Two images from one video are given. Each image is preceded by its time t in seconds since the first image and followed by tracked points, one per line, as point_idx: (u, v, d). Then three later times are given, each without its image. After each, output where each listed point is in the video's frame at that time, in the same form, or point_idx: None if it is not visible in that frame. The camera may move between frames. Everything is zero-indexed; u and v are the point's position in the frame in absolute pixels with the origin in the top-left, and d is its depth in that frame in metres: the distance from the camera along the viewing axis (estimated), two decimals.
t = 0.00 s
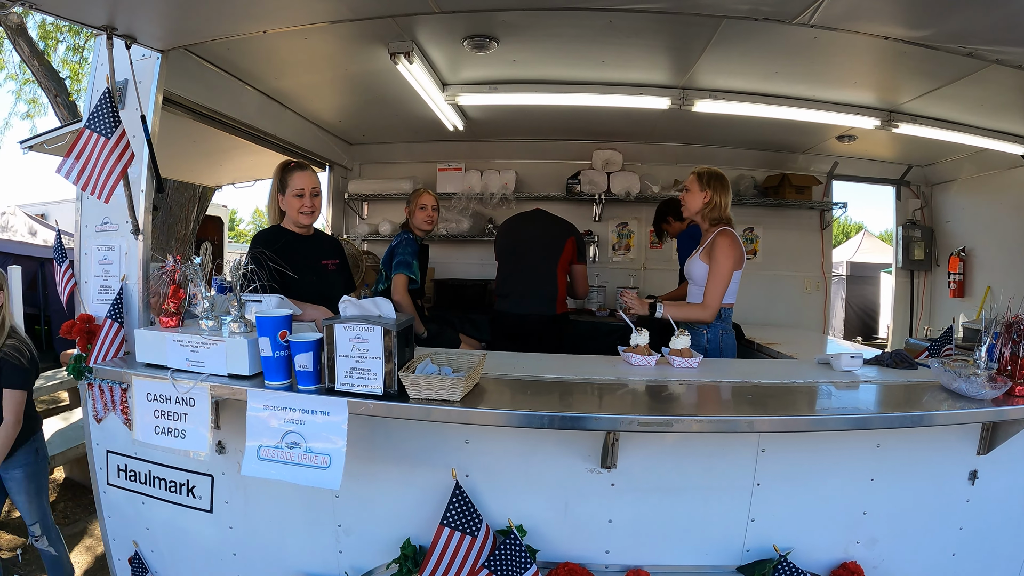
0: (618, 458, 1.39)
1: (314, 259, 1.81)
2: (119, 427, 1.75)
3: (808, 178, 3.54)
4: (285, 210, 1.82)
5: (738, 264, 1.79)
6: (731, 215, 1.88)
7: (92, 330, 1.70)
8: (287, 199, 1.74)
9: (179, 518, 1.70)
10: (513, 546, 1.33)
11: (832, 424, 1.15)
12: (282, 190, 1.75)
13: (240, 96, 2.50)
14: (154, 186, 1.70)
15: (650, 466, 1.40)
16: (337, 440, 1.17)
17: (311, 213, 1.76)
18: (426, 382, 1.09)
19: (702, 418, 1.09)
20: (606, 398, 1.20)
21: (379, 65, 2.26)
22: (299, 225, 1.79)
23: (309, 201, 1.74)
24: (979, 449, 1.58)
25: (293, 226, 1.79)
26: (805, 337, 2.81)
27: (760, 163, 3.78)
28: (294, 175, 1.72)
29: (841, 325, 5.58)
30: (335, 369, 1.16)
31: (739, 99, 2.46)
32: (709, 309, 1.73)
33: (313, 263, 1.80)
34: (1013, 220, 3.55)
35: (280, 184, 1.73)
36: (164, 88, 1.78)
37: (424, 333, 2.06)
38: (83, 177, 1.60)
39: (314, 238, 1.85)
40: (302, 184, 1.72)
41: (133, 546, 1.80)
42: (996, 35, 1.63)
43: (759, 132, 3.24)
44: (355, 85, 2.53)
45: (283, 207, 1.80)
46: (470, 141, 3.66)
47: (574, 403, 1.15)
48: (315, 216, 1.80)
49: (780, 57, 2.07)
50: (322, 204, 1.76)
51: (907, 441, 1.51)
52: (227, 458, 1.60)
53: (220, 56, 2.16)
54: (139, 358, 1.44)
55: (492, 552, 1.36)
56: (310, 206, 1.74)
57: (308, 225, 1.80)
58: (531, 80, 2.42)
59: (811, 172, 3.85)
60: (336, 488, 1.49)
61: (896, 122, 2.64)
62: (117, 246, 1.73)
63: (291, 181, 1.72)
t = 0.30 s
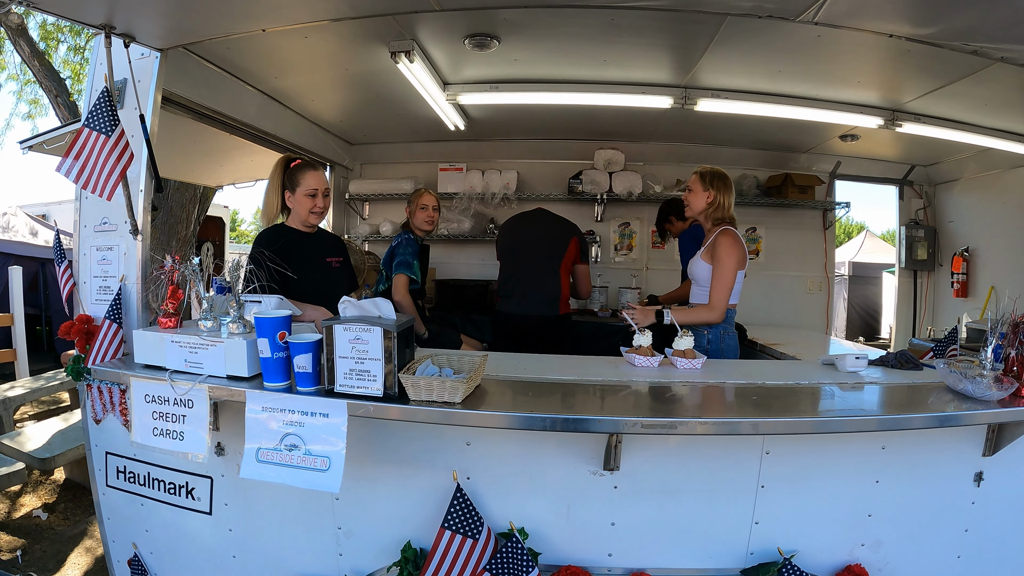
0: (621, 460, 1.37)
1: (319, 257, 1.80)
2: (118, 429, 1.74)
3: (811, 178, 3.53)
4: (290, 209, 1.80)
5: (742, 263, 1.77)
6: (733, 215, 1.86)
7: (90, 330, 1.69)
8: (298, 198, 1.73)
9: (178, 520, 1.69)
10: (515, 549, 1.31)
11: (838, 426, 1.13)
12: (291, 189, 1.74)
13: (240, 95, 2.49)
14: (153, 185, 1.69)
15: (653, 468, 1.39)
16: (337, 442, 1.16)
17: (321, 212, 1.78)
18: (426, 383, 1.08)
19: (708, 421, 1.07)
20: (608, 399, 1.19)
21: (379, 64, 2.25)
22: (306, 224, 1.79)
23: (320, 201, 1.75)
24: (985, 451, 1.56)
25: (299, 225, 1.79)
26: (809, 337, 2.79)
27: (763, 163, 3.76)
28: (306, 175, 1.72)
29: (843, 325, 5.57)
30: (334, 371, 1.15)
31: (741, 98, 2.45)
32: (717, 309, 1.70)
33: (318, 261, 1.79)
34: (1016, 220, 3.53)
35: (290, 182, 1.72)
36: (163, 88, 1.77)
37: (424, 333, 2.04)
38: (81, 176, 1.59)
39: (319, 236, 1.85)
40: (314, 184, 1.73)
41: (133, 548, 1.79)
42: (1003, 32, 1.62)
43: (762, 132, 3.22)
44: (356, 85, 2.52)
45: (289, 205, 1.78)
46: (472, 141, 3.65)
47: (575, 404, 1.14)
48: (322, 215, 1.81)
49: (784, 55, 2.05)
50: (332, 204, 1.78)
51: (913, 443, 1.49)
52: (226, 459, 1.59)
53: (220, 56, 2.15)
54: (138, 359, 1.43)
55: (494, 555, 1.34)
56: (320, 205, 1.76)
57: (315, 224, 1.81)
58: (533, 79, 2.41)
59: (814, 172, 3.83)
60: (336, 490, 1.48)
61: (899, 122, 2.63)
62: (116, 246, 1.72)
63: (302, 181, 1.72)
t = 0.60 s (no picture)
0: (622, 462, 1.36)
1: (329, 253, 1.82)
2: (115, 430, 1.72)
3: (812, 178, 3.51)
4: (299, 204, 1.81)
5: (744, 262, 1.76)
6: (733, 214, 1.85)
7: (87, 332, 1.68)
8: (303, 190, 1.73)
9: (176, 523, 1.67)
10: (514, 552, 1.28)
11: (842, 428, 1.12)
12: (298, 181, 1.74)
13: (238, 95, 2.48)
14: (149, 185, 1.67)
15: (655, 470, 1.37)
16: (335, 445, 1.15)
17: (327, 206, 1.76)
18: (425, 385, 1.07)
19: (711, 424, 1.06)
20: (610, 401, 1.17)
21: (378, 63, 2.24)
22: (314, 219, 1.78)
23: (325, 193, 1.74)
24: (989, 453, 1.54)
25: (308, 219, 1.78)
26: (811, 338, 2.77)
27: (764, 163, 3.75)
28: (311, 166, 1.72)
29: (844, 326, 5.56)
30: (332, 373, 1.14)
31: (743, 97, 2.44)
32: (725, 311, 1.68)
33: (328, 256, 1.81)
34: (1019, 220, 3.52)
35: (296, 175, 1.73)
36: (161, 87, 1.75)
37: (424, 334, 2.02)
38: (77, 175, 1.57)
39: (329, 233, 1.85)
40: (319, 176, 1.72)
41: (130, 551, 1.77)
42: (1007, 30, 1.60)
43: (763, 132, 3.21)
44: (355, 84, 2.51)
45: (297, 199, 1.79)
46: (472, 141, 3.64)
47: (576, 407, 1.12)
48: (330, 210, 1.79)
49: (785, 54, 2.04)
50: (338, 197, 1.75)
51: (917, 445, 1.48)
52: (224, 461, 1.58)
53: (218, 55, 2.14)
54: (135, 361, 1.42)
55: (493, 558, 1.33)
56: (325, 198, 1.74)
57: (322, 219, 1.79)
58: (533, 79, 2.40)
59: (815, 172, 3.82)
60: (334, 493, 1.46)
61: (901, 121, 2.63)
62: (113, 246, 1.71)
63: (307, 173, 1.72)
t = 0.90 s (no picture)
0: (620, 463, 1.35)
1: (343, 252, 1.78)
2: (110, 431, 1.71)
3: (811, 178, 3.51)
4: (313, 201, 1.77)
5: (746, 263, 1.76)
6: (732, 215, 1.84)
7: (83, 333, 1.67)
8: (318, 187, 1.69)
9: (171, 524, 1.66)
10: (511, 555, 1.28)
11: (842, 429, 1.11)
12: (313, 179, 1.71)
13: (235, 94, 2.47)
14: (144, 185, 1.66)
15: (653, 471, 1.36)
16: (330, 446, 1.14)
17: (342, 204, 1.71)
18: (421, 386, 1.06)
19: (710, 425, 1.05)
20: (608, 401, 1.17)
21: (375, 62, 2.23)
22: (328, 217, 1.73)
23: (339, 191, 1.69)
24: (988, 453, 1.53)
25: (321, 217, 1.73)
26: (809, 338, 2.76)
27: (762, 162, 3.75)
28: (326, 163, 1.68)
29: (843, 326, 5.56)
30: (327, 373, 1.13)
31: (741, 97, 2.43)
32: (740, 314, 1.71)
33: (342, 256, 1.77)
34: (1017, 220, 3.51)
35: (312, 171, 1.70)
36: (156, 87, 1.75)
37: (422, 333, 2.02)
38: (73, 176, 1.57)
39: (344, 233, 1.80)
40: (333, 173, 1.68)
41: (126, 552, 1.76)
42: (1006, 29, 1.60)
43: (761, 131, 3.20)
44: (353, 84, 2.51)
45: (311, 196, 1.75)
46: (469, 141, 3.63)
47: (573, 407, 1.11)
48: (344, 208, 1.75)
49: (784, 53, 2.03)
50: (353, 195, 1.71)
51: (916, 445, 1.47)
52: (219, 462, 1.57)
53: (215, 54, 2.13)
54: (131, 361, 1.40)
55: (490, 560, 1.32)
56: (340, 196, 1.69)
57: (337, 217, 1.74)
58: (530, 78, 2.39)
59: (813, 172, 3.82)
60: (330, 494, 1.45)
61: (900, 121, 2.62)
62: (108, 246, 1.70)
63: (322, 170, 1.69)
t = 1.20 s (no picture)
0: (615, 464, 1.35)
1: (382, 261, 1.70)
2: (105, 432, 1.70)
3: (806, 178, 3.51)
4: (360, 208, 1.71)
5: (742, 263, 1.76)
6: (728, 215, 1.85)
7: (76, 333, 1.66)
8: (371, 201, 1.64)
9: (166, 525, 1.65)
10: (506, 555, 1.28)
11: (837, 429, 1.11)
12: (365, 191, 1.64)
13: (231, 94, 2.46)
14: (137, 186, 1.65)
15: (648, 472, 1.36)
16: (324, 447, 1.14)
17: (393, 217, 1.69)
18: (414, 387, 1.05)
19: (704, 426, 1.05)
20: (603, 402, 1.17)
21: (371, 62, 2.23)
22: (377, 228, 1.70)
23: (393, 206, 1.65)
24: (984, 453, 1.53)
25: (370, 227, 1.70)
26: (805, 338, 2.77)
27: (758, 162, 3.75)
28: (382, 178, 1.62)
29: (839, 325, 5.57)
30: (320, 375, 1.12)
31: (737, 97, 2.43)
32: (735, 314, 1.68)
33: (381, 265, 1.70)
34: (1012, 220, 3.52)
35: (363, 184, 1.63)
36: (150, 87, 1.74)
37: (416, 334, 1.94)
38: (65, 176, 1.58)
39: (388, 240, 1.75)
40: (389, 189, 1.63)
41: (120, 554, 1.75)
42: (1001, 29, 1.60)
43: (756, 131, 3.21)
44: (349, 84, 2.50)
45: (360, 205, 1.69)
46: (465, 141, 3.63)
47: (569, 408, 1.11)
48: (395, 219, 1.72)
49: (780, 54, 2.03)
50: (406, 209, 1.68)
51: (912, 446, 1.47)
52: (214, 464, 1.56)
53: (210, 55, 2.12)
54: (125, 362, 1.40)
55: (485, 561, 1.31)
56: (394, 211, 1.66)
57: (386, 228, 1.72)
58: (525, 78, 2.39)
59: (808, 172, 3.82)
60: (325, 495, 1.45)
61: (895, 121, 2.63)
62: (102, 247, 1.69)
63: (378, 184, 1.62)
